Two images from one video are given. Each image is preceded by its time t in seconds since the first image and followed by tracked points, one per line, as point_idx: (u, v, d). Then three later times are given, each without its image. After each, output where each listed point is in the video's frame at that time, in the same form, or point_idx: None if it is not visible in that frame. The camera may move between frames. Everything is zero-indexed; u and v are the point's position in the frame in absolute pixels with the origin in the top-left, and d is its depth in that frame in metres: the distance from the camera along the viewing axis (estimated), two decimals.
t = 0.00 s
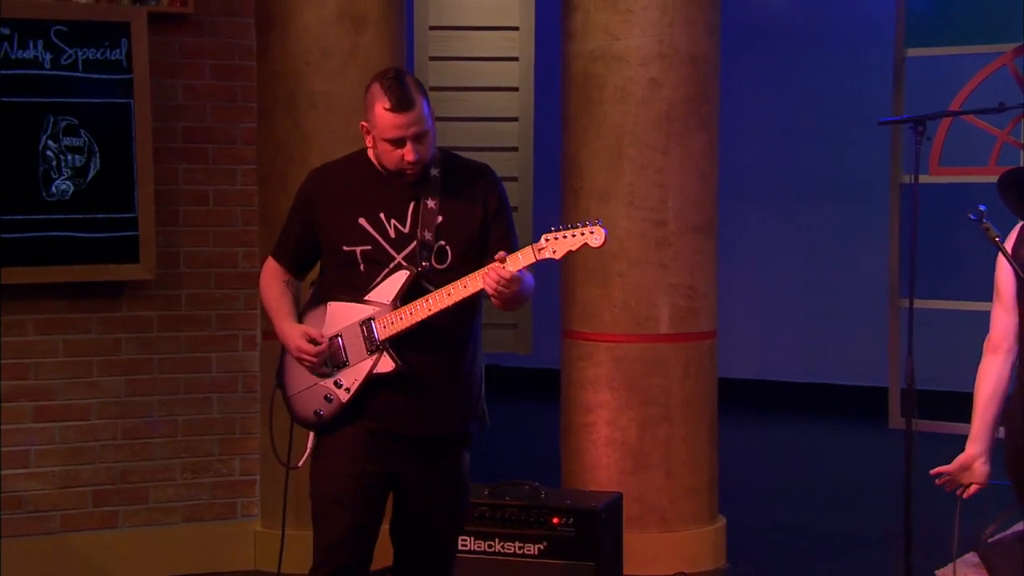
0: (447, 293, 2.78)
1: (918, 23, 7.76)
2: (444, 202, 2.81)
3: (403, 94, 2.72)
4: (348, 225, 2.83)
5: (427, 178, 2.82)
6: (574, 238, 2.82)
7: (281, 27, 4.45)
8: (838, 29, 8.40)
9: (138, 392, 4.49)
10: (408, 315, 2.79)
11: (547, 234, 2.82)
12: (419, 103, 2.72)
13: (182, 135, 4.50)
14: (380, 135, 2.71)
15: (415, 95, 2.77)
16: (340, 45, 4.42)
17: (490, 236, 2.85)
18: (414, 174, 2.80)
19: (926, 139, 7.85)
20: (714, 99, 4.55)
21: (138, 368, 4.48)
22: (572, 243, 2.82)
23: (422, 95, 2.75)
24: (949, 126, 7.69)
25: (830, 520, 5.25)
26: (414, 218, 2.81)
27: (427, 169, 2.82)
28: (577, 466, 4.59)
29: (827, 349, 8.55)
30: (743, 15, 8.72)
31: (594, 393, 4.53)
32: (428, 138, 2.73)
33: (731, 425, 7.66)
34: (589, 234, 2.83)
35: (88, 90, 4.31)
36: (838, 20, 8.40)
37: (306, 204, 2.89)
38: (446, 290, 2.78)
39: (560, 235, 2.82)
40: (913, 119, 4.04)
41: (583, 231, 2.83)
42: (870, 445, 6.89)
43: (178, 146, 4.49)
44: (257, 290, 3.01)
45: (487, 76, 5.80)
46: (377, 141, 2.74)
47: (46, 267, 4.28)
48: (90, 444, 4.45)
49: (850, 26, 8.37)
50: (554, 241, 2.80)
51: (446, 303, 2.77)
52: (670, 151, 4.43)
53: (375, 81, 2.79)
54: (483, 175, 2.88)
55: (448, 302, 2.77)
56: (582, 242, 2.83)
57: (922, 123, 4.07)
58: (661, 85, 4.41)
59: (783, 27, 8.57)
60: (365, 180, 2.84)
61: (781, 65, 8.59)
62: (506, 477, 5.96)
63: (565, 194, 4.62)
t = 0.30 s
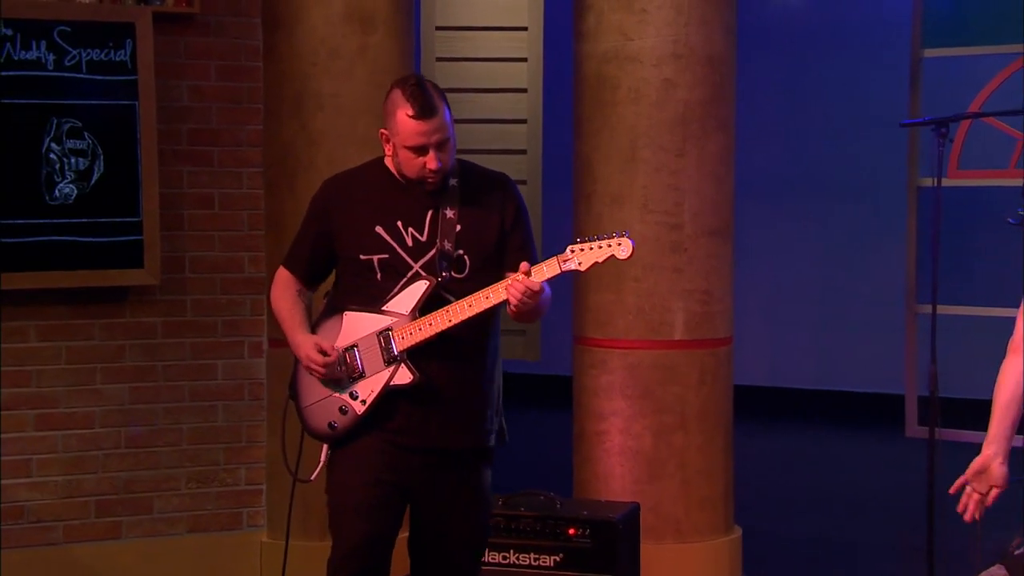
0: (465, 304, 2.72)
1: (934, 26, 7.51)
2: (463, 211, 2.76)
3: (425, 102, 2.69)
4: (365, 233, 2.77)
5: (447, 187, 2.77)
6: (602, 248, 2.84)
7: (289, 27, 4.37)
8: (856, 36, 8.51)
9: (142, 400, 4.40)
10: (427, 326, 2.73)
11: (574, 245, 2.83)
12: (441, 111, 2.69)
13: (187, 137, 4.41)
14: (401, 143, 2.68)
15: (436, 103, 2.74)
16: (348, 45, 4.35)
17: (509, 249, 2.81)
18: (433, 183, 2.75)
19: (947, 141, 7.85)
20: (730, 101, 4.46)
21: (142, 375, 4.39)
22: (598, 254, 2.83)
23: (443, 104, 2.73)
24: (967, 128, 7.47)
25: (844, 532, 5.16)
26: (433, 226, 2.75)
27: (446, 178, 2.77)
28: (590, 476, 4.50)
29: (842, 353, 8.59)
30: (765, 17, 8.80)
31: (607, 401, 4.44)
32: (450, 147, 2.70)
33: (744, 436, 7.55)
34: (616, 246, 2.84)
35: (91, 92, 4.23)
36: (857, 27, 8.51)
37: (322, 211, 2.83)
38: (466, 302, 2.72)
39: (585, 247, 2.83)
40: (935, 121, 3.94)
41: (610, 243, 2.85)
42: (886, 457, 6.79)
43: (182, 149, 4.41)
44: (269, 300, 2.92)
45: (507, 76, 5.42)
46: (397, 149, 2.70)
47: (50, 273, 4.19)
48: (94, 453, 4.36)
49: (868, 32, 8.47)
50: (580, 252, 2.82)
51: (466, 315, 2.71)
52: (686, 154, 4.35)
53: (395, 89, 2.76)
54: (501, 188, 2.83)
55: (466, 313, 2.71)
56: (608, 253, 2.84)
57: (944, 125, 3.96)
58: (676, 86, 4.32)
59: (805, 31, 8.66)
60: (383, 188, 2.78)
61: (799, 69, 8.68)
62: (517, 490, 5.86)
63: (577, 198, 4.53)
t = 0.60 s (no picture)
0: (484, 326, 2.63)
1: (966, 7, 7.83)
2: (484, 226, 2.68)
3: (446, 107, 2.58)
4: (382, 247, 2.69)
5: (466, 203, 2.69)
6: (622, 283, 2.63)
7: (296, 22, 4.27)
8: (873, 38, 8.67)
9: (147, 403, 4.31)
10: (442, 348, 2.65)
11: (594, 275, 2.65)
12: (462, 117, 2.58)
13: (193, 134, 4.31)
14: (419, 150, 2.58)
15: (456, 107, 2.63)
16: (357, 40, 4.25)
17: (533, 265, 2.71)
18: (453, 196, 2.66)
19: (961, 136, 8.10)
20: (748, 97, 4.37)
21: (148, 378, 4.30)
22: (618, 289, 2.64)
23: (464, 109, 2.62)
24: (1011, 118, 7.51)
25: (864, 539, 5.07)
26: (452, 241, 2.67)
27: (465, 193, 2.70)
28: (605, 481, 4.41)
29: (855, 355, 8.73)
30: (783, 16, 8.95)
31: (622, 404, 4.35)
32: (470, 155, 2.60)
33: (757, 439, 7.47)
34: (637, 281, 2.64)
35: (95, 88, 4.14)
36: (874, 27, 8.66)
37: (339, 225, 2.75)
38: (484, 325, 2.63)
39: (606, 279, 2.64)
40: (959, 119, 3.85)
41: (632, 277, 2.64)
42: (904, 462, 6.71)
43: (188, 147, 4.31)
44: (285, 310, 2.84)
45: (520, 72, 5.25)
46: (415, 156, 2.60)
47: (54, 273, 4.09)
48: (98, 457, 4.27)
49: (885, 33, 8.63)
50: (600, 284, 2.63)
51: (483, 340, 2.63)
52: (702, 152, 4.26)
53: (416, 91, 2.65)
54: (525, 201, 2.74)
55: (485, 337, 2.63)
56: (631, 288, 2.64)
57: (971, 121, 3.87)
58: (692, 82, 4.23)
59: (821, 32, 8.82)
60: (399, 200, 2.71)
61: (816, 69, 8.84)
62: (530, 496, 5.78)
63: (592, 197, 4.44)
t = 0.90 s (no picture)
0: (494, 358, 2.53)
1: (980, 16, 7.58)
2: (502, 249, 2.58)
3: (469, 138, 2.46)
4: (395, 266, 2.60)
5: (487, 222, 2.58)
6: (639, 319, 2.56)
7: (303, 15, 4.16)
8: (888, 32, 8.46)
9: (150, 406, 4.20)
10: (450, 376, 2.55)
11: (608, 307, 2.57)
12: (486, 150, 2.45)
13: (197, 131, 4.21)
14: (440, 182, 2.47)
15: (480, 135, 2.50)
16: (365, 33, 4.14)
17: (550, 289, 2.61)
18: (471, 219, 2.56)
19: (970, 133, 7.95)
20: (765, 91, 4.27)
21: (151, 380, 4.19)
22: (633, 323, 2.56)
23: (488, 138, 2.49)
24: None
25: (884, 544, 4.97)
26: (467, 265, 2.57)
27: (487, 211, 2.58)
28: (619, 486, 4.31)
29: (868, 359, 8.58)
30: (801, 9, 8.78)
31: (636, 408, 4.25)
32: (494, 186, 2.48)
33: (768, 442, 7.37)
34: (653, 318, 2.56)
35: (97, 83, 4.03)
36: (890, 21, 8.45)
37: (355, 236, 2.65)
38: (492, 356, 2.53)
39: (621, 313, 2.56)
40: (986, 114, 3.74)
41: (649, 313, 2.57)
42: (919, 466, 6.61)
43: (192, 144, 4.21)
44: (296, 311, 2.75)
45: (528, 66, 5.15)
46: (437, 186, 2.50)
47: (54, 273, 3.98)
48: (100, 461, 4.17)
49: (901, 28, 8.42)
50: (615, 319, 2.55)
51: (492, 371, 2.53)
52: (719, 148, 4.16)
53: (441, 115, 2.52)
54: (546, 219, 2.64)
55: (494, 369, 2.52)
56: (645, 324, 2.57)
57: (998, 115, 3.77)
58: (709, 76, 4.13)
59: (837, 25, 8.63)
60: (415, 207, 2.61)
61: (831, 64, 8.67)
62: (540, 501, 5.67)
63: (605, 195, 4.33)
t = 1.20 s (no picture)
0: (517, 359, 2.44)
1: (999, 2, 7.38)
2: (522, 243, 2.48)
3: (486, 135, 2.34)
4: (412, 259, 2.49)
5: (507, 216, 2.47)
6: (667, 336, 2.48)
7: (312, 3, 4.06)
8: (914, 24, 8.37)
9: (155, 404, 4.10)
10: (471, 376, 2.46)
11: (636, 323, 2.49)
12: (504, 149, 2.34)
13: (203, 123, 4.10)
14: (456, 180, 2.36)
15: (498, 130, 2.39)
16: (376, 23, 4.06)
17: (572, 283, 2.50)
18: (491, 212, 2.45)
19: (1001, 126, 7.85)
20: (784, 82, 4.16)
21: (156, 378, 4.09)
22: (661, 342, 2.48)
23: (507, 136, 2.37)
24: None
25: (902, 546, 4.87)
26: (487, 261, 2.47)
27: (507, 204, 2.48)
28: (635, 486, 4.21)
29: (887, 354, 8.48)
30: None
31: (653, 407, 4.14)
32: (512, 184, 2.37)
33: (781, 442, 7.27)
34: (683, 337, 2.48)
35: (101, 73, 3.93)
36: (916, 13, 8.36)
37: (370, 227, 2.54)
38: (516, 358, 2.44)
39: (649, 328, 2.48)
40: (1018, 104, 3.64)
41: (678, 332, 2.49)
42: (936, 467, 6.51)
43: (198, 136, 4.10)
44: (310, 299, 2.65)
45: (538, 56, 5.05)
46: (452, 183, 2.39)
47: (55, 268, 3.88)
48: (103, 462, 4.06)
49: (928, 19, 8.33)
50: (643, 334, 2.47)
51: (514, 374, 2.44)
52: (739, 141, 4.06)
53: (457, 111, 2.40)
54: (568, 213, 2.53)
55: (520, 370, 2.44)
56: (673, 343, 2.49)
57: None
58: (729, 66, 4.03)
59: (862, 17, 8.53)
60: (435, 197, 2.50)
61: (854, 56, 8.56)
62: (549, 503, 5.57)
63: (620, 188, 4.23)
